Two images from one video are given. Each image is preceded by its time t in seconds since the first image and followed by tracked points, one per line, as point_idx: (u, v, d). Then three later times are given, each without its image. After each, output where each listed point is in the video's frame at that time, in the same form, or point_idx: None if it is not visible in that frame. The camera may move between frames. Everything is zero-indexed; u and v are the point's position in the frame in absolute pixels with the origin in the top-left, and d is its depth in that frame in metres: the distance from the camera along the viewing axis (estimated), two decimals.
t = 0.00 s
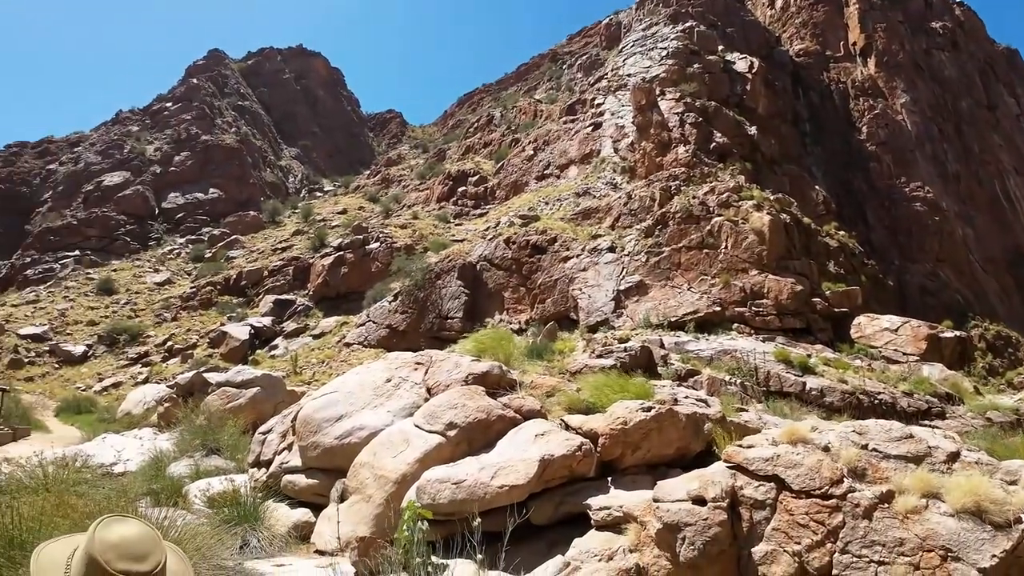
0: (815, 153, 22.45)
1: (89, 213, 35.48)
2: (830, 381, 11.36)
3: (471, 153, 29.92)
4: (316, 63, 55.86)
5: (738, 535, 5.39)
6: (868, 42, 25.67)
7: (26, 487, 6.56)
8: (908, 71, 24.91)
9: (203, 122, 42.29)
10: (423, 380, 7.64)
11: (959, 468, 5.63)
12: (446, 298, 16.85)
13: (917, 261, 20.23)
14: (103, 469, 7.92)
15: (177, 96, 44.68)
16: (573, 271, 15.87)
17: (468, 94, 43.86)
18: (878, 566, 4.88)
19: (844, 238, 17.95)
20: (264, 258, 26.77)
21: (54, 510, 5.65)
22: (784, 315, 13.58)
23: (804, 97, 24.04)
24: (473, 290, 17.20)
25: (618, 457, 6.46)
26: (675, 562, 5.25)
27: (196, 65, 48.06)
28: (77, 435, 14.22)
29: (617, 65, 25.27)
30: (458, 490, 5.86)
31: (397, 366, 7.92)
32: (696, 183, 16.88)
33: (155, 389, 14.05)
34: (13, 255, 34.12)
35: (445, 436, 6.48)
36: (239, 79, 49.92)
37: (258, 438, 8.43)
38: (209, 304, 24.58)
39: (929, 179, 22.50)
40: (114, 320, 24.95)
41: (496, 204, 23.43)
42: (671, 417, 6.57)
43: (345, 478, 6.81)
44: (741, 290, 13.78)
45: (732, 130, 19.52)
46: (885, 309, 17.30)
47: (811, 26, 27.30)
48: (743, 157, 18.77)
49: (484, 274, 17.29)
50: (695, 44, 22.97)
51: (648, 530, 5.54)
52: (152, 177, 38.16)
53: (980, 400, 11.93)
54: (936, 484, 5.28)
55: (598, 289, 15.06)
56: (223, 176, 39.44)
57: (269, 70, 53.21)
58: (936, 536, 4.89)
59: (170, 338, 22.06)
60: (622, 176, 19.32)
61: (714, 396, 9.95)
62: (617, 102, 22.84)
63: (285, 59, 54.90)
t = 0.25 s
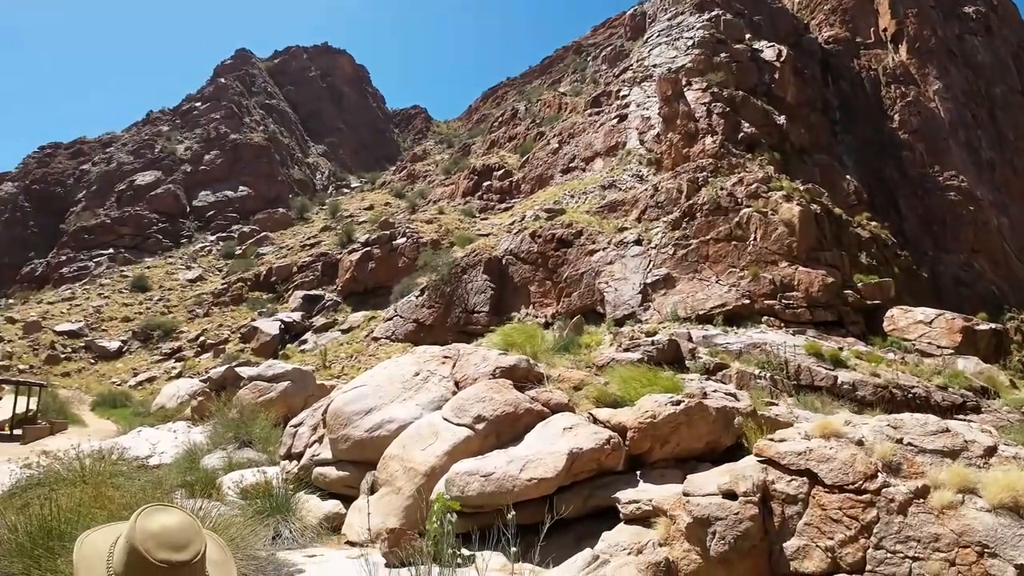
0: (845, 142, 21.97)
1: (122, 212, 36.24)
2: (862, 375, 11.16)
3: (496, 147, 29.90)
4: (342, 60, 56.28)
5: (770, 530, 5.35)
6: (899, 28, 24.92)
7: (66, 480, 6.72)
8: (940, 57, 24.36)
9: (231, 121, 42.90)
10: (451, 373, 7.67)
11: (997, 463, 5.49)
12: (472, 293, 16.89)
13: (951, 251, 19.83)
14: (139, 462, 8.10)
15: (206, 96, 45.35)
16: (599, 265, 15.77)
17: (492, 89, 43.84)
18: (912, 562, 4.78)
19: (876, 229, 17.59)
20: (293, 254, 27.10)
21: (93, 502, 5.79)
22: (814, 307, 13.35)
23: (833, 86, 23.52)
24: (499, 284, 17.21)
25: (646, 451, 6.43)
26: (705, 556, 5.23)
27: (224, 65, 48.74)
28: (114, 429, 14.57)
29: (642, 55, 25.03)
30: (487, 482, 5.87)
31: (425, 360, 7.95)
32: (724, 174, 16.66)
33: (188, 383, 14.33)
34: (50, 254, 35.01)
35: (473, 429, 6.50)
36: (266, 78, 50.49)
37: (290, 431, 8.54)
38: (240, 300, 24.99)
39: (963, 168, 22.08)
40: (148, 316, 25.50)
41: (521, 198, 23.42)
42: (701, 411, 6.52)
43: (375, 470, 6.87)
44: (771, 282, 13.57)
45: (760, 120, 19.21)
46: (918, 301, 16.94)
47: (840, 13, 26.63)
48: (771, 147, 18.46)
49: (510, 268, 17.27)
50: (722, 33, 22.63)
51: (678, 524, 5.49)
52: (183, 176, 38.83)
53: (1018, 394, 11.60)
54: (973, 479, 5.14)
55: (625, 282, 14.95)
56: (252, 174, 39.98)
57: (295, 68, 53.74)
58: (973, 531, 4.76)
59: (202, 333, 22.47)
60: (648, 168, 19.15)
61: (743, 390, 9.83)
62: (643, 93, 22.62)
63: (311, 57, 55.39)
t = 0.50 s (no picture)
0: (878, 130, 21.47)
1: (156, 211, 36.97)
2: (897, 367, 10.94)
3: (522, 140, 29.85)
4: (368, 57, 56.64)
5: (803, 524, 5.24)
6: (931, 13, 24.42)
7: (105, 472, 6.90)
8: (974, 42, 23.79)
9: (260, 119, 43.47)
10: (480, 367, 7.68)
11: None
12: (500, 287, 16.90)
13: (989, 241, 19.26)
14: (174, 454, 8.27)
15: (235, 95, 45.99)
16: (627, 257, 15.62)
17: (518, 82, 43.78)
18: (949, 558, 4.68)
19: (911, 218, 17.18)
20: (323, 250, 27.43)
21: (131, 493, 5.94)
22: (847, 299, 13.10)
23: (866, 73, 23.06)
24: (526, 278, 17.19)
25: (678, 444, 6.39)
26: (738, 550, 5.17)
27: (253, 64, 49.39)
28: (150, 422, 14.90)
29: (669, 45, 24.74)
30: (517, 475, 5.88)
31: (454, 353, 7.97)
32: (754, 164, 16.41)
33: (222, 377, 14.60)
34: (87, 252, 35.87)
35: (503, 422, 6.51)
36: (293, 76, 51.03)
37: (322, 424, 8.65)
38: (272, 296, 25.37)
39: (999, 156, 21.49)
40: (182, 313, 26.03)
41: (547, 191, 23.37)
42: (733, 404, 6.44)
43: (405, 462, 6.93)
44: (802, 274, 13.34)
45: (791, 108, 18.86)
46: (954, 292, 16.54)
47: None
48: (802, 136, 18.12)
49: (537, 262, 17.24)
50: (750, 20, 22.24)
51: (709, 518, 5.46)
52: (214, 174, 39.46)
53: None
54: (1013, 474, 5.03)
55: (653, 275, 14.80)
56: (281, 171, 40.49)
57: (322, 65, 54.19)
58: (1012, 527, 4.64)
59: (235, 329, 22.87)
60: (675, 159, 18.95)
61: (774, 383, 9.69)
62: (670, 84, 22.36)
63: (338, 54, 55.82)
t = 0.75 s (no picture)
0: (913, 116, 20.91)
1: (190, 210, 37.70)
2: (934, 360, 10.70)
3: (549, 133, 29.78)
4: (394, 53, 56.94)
5: (840, 519, 5.14)
6: None
7: (145, 464, 7.08)
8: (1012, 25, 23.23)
9: (289, 117, 44.00)
10: (511, 360, 7.69)
11: None
12: (528, 280, 16.90)
13: None
14: (212, 447, 8.46)
15: (265, 94, 46.63)
16: (656, 249, 15.48)
17: (544, 75, 43.60)
18: (990, 553, 4.50)
19: (948, 207, 16.75)
20: (353, 246, 27.74)
21: (171, 485, 6.09)
22: (883, 290, 12.84)
23: (900, 57, 22.45)
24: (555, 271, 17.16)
25: (711, 437, 6.33)
26: (772, 544, 5.11)
27: (282, 63, 50.03)
28: (188, 416, 15.24)
29: (696, 33, 24.42)
30: (549, 468, 5.88)
31: (484, 346, 8.00)
32: (785, 153, 16.13)
33: (256, 372, 14.87)
34: (124, 251, 36.75)
35: (534, 415, 6.52)
36: (321, 74, 51.53)
37: (355, 417, 8.76)
38: (303, 292, 25.74)
39: None
40: (216, 309, 26.56)
41: (575, 183, 23.28)
42: (767, 396, 6.36)
43: (438, 454, 6.99)
44: (836, 264, 13.09)
45: (823, 95, 18.47)
46: (994, 282, 16.09)
47: None
48: (835, 123, 17.75)
49: (566, 255, 17.20)
50: (780, 6, 21.83)
51: (743, 512, 5.41)
52: (245, 173, 40.09)
53: None
54: None
55: (683, 267, 14.64)
56: (311, 169, 41.00)
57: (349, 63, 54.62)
58: None
59: (268, 324, 23.24)
60: (705, 149, 18.72)
61: (807, 375, 9.55)
62: (698, 72, 22.08)
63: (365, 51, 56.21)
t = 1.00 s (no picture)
0: (950, 100, 20.25)
1: (224, 208, 38.38)
2: (976, 351, 10.40)
3: (577, 124, 29.61)
4: (421, 49, 57.23)
5: (880, 513, 5.04)
6: None
7: (185, 456, 7.25)
8: None
9: (319, 115, 44.50)
10: (543, 352, 7.68)
11: None
12: (558, 273, 16.83)
13: None
14: (250, 439, 8.63)
15: (295, 92, 47.18)
16: (688, 240, 15.27)
17: (572, 66, 43.34)
18: None
19: (990, 192, 16.25)
20: (383, 241, 27.97)
21: (211, 477, 6.22)
22: (922, 279, 12.51)
23: (934, 39, 21.52)
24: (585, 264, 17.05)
25: (746, 430, 6.25)
26: (810, 537, 5.04)
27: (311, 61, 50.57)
28: (225, 410, 15.56)
29: (726, 19, 24.02)
30: (582, 460, 5.87)
31: (515, 339, 8.00)
32: (819, 140, 15.78)
33: (291, 366, 15.11)
34: (162, 249, 37.59)
35: (567, 407, 6.51)
36: (350, 71, 51.96)
37: (388, 410, 8.84)
38: (336, 287, 26.06)
39: None
40: (252, 304, 27.05)
41: (605, 175, 23.13)
42: (804, 388, 6.26)
43: (471, 446, 7.03)
44: (873, 253, 12.79)
45: (857, 80, 18.01)
46: None
47: None
48: (870, 109, 17.32)
49: (595, 247, 17.09)
50: None
51: (780, 505, 5.35)
52: (278, 171, 40.67)
53: None
54: None
55: (715, 258, 14.41)
56: (342, 165, 41.42)
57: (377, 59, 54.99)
58: None
59: (302, 319, 23.58)
60: (736, 137, 18.43)
61: (843, 367, 9.36)
62: (729, 60, 21.73)
63: (392, 48, 56.53)
